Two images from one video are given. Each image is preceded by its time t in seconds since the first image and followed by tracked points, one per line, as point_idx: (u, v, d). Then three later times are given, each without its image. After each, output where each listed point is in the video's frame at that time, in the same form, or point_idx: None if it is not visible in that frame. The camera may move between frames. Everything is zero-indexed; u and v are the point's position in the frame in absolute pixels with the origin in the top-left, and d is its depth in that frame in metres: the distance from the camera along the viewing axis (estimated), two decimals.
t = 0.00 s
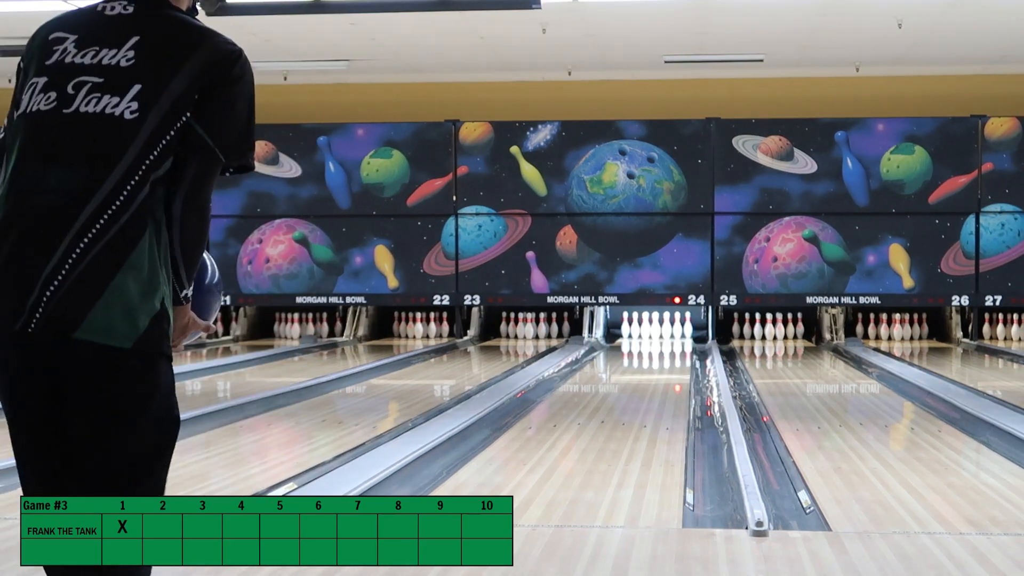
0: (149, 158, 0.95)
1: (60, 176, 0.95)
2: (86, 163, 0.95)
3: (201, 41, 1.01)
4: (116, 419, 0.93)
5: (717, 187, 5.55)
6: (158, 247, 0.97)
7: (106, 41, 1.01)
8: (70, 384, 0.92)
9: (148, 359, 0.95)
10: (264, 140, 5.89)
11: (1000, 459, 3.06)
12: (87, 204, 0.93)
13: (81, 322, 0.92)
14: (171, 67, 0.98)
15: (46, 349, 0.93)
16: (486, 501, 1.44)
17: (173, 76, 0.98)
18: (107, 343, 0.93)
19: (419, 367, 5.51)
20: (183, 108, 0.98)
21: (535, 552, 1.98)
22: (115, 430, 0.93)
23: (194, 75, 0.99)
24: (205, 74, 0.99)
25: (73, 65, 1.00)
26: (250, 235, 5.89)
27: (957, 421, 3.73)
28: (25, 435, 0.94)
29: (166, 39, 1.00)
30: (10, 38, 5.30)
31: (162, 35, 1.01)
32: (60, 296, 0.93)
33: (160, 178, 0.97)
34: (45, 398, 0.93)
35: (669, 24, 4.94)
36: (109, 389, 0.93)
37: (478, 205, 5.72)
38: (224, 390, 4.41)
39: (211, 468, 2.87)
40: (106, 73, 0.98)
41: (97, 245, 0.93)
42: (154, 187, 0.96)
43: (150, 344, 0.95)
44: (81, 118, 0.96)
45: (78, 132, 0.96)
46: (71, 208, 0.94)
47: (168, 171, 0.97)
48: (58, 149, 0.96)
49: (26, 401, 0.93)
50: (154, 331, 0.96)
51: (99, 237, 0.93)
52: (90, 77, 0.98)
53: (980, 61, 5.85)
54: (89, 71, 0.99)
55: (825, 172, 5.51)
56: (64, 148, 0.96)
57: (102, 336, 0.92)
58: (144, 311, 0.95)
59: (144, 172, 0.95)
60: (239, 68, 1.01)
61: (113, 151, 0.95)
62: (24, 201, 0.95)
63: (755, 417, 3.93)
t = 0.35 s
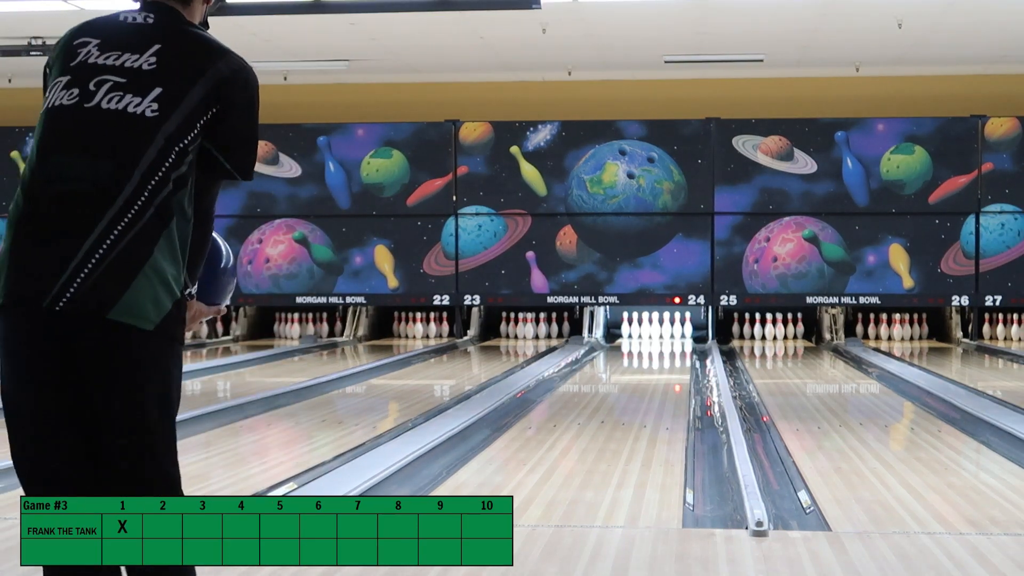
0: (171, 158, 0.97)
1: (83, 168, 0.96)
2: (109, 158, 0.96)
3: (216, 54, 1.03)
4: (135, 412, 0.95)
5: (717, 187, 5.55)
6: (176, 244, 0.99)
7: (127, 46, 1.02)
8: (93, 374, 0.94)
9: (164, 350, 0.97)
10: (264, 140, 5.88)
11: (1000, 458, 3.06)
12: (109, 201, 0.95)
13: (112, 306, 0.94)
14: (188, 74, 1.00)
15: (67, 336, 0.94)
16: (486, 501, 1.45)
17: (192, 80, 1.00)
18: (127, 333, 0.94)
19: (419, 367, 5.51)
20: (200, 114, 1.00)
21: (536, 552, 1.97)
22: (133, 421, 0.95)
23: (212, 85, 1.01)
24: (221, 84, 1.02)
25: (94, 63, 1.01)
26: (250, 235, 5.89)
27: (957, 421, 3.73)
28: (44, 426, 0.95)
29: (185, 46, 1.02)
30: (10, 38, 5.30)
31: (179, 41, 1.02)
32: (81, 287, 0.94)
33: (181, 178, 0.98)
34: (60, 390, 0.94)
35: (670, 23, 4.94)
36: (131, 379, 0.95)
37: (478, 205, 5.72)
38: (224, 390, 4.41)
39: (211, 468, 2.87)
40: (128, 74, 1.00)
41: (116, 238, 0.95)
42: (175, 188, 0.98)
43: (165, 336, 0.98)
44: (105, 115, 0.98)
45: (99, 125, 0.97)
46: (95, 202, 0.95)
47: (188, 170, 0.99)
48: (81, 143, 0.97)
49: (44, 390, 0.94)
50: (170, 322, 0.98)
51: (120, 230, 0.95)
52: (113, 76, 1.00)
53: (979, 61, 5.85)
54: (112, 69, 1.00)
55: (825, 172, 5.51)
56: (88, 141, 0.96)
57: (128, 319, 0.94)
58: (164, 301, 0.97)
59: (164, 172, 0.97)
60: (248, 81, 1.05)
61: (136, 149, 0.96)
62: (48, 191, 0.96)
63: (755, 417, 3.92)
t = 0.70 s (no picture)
0: (203, 181, 1.04)
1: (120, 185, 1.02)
2: (146, 176, 1.02)
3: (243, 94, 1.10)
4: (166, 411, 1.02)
5: (717, 187, 5.55)
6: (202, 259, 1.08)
7: (160, 78, 1.08)
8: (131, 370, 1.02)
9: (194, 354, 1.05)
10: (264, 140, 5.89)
11: (1000, 458, 3.06)
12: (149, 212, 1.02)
13: (154, 309, 1.02)
14: (219, 107, 1.07)
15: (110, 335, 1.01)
16: (486, 501, 1.45)
17: (221, 113, 1.07)
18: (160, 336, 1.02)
19: (419, 367, 5.51)
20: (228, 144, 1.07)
21: (536, 552, 1.97)
22: (167, 420, 1.02)
23: (239, 120, 1.08)
24: (247, 120, 1.09)
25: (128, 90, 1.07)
26: (250, 235, 5.89)
27: (957, 421, 3.72)
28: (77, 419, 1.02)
29: (215, 80, 1.09)
30: (10, 38, 5.30)
31: (210, 76, 1.09)
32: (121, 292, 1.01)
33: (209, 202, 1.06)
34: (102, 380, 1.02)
35: (670, 23, 4.94)
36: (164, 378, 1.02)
37: (478, 205, 5.72)
38: (224, 390, 4.42)
39: (211, 468, 2.87)
40: (163, 104, 1.05)
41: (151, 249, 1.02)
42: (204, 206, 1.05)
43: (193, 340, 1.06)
44: (140, 138, 1.04)
45: (133, 147, 1.03)
46: (133, 215, 1.01)
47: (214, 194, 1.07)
48: (118, 160, 1.03)
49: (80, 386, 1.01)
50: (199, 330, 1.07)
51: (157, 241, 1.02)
52: (148, 103, 1.05)
53: (979, 61, 5.85)
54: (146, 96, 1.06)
55: (825, 172, 5.51)
56: (125, 160, 1.03)
57: (169, 322, 1.03)
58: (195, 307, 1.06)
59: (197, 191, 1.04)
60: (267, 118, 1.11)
61: (172, 170, 1.03)
62: (88, 206, 1.02)
63: (755, 417, 3.93)
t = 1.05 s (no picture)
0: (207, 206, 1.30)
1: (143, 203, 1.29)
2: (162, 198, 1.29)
3: (250, 143, 1.38)
4: (165, 387, 1.27)
5: (717, 187, 5.55)
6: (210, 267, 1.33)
7: (181, 129, 1.36)
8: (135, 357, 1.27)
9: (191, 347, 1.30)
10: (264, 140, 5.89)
11: (1000, 459, 3.06)
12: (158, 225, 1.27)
13: (159, 298, 1.27)
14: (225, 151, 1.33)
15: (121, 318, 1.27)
16: (485, 501, 1.60)
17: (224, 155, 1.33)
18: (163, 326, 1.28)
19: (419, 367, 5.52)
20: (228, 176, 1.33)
21: (537, 552, 1.97)
22: (161, 393, 1.27)
23: (245, 161, 1.35)
24: (252, 162, 1.35)
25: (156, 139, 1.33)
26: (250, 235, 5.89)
27: (957, 421, 3.72)
28: (90, 399, 1.28)
29: (226, 132, 1.36)
30: (10, 38, 5.30)
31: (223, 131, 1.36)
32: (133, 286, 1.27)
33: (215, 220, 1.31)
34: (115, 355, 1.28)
35: (670, 24, 4.94)
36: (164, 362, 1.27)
37: (478, 205, 5.72)
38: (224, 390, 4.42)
39: (210, 467, 2.88)
40: (180, 143, 1.33)
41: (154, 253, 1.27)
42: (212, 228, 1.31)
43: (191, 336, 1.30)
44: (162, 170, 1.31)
45: (155, 174, 1.31)
46: (146, 226, 1.28)
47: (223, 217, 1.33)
48: (139, 184, 1.30)
49: (96, 371, 1.27)
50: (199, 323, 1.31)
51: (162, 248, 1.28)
52: (168, 143, 1.33)
53: (979, 61, 5.85)
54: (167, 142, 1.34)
55: (825, 172, 5.51)
56: (146, 183, 1.30)
57: (170, 310, 1.27)
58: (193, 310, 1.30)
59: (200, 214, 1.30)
60: (272, 164, 1.38)
61: (183, 195, 1.29)
62: (113, 215, 1.29)
63: (755, 417, 3.92)
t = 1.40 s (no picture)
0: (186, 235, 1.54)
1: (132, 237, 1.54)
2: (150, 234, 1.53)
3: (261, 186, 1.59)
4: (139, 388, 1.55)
5: (717, 187, 5.55)
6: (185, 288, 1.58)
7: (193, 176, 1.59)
8: (117, 367, 1.53)
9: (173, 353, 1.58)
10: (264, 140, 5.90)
11: (1000, 459, 3.06)
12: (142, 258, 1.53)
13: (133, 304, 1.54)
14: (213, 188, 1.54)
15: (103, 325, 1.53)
16: (484, 502, 1.75)
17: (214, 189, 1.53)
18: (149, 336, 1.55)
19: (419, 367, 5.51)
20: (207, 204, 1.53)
21: (537, 552, 1.97)
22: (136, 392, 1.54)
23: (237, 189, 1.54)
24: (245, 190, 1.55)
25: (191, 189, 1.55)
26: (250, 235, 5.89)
27: (957, 421, 3.73)
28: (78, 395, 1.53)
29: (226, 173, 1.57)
30: (11, 38, 5.30)
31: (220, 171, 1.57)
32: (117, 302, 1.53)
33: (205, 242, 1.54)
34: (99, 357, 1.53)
35: (670, 24, 4.94)
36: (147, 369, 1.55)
37: (478, 205, 5.72)
38: (224, 390, 4.42)
39: (210, 468, 2.88)
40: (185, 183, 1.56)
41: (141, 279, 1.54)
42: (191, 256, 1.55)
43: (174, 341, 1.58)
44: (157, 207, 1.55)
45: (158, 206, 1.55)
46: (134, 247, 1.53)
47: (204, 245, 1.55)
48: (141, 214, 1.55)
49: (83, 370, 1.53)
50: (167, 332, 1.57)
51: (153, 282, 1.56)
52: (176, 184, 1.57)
53: (978, 61, 5.85)
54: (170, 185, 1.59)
55: (825, 172, 5.51)
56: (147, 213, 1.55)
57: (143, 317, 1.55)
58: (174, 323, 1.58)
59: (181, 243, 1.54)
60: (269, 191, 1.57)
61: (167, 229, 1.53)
62: (111, 238, 1.54)
63: (755, 417, 3.92)
